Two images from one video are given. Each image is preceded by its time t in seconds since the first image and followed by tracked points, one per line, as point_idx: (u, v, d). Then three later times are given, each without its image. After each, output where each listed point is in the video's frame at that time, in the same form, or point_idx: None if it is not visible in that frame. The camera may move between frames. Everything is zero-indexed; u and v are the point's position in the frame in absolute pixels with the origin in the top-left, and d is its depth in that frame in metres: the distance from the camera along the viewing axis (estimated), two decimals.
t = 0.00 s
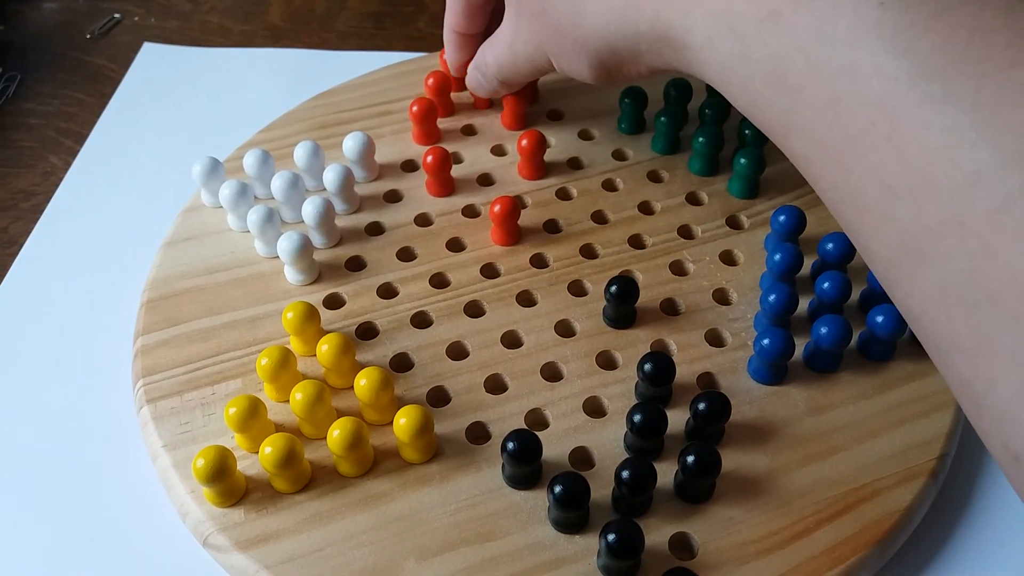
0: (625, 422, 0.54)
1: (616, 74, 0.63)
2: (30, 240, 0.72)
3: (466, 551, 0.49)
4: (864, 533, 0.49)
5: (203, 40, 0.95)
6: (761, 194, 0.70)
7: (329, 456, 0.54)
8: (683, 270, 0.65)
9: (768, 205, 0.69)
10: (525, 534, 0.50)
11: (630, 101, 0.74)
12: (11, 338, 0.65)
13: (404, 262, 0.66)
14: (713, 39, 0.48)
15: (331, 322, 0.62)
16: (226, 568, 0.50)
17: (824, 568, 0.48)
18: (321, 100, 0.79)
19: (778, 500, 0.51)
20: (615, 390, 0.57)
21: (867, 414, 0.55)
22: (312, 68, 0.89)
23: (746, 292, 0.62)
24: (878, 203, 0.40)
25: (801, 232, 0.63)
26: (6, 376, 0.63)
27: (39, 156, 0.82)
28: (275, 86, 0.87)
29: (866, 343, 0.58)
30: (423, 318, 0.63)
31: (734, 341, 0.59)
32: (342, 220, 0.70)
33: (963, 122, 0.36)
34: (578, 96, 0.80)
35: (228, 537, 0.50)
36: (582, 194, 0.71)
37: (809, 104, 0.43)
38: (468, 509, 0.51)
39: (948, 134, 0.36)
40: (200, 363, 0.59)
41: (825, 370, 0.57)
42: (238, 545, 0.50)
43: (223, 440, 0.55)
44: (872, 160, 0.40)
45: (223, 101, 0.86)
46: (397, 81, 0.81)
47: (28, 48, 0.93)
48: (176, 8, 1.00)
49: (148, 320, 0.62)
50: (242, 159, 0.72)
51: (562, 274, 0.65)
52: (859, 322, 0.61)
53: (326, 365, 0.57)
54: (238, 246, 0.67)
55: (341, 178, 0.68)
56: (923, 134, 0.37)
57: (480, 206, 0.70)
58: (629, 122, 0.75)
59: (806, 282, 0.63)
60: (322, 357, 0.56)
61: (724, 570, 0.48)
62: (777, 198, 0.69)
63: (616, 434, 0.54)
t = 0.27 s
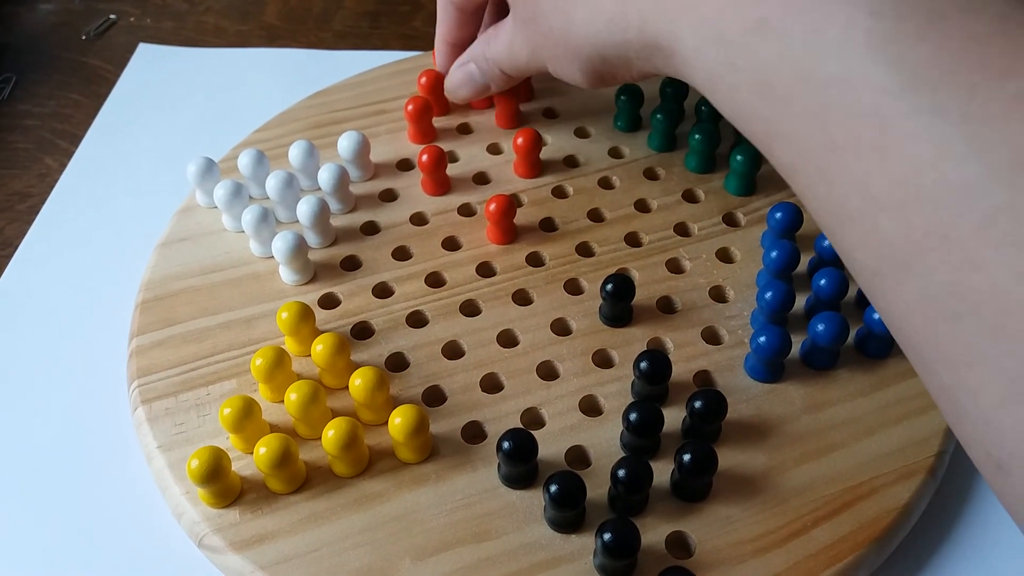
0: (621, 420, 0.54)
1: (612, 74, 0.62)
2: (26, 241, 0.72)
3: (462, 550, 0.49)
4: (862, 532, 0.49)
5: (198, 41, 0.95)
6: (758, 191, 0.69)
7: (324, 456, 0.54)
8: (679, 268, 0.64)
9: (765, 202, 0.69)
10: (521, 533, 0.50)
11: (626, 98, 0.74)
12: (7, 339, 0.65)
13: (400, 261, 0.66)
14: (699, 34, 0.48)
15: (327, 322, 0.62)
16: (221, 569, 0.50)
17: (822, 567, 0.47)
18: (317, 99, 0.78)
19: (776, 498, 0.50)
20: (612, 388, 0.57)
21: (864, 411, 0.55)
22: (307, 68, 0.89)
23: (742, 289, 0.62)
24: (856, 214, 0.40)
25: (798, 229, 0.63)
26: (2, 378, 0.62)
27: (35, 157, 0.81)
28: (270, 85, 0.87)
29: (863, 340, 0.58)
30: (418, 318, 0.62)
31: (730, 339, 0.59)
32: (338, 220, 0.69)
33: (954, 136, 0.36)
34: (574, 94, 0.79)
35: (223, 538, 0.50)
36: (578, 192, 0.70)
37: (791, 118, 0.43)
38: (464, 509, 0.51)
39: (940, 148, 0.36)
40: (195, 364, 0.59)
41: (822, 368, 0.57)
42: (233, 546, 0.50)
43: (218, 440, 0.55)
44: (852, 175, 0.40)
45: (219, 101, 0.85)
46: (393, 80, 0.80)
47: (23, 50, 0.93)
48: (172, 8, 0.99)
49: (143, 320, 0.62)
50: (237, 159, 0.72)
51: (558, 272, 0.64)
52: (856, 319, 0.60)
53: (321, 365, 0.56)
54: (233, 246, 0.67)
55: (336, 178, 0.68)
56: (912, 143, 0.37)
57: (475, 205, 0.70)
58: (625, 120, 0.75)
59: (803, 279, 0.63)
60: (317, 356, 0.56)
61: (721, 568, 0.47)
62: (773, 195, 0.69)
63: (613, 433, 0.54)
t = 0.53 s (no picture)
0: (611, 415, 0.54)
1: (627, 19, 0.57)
2: (19, 244, 0.73)
3: (455, 545, 0.49)
4: (850, 522, 0.49)
5: (190, 45, 0.95)
6: (745, 190, 0.70)
7: (317, 453, 0.55)
8: (668, 266, 0.65)
9: (752, 200, 0.70)
10: (513, 528, 0.50)
11: (615, 98, 0.74)
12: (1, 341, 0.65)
13: (391, 261, 0.67)
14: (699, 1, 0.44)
15: (319, 321, 0.62)
16: (217, 566, 0.50)
17: (811, 558, 0.48)
18: (308, 102, 0.79)
19: (765, 491, 0.51)
20: (602, 384, 0.57)
21: (851, 405, 0.55)
22: (299, 71, 0.90)
23: (730, 286, 0.63)
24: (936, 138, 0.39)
25: (784, 226, 0.64)
26: None
27: (27, 161, 0.82)
28: (262, 88, 0.87)
29: (849, 335, 0.59)
30: (410, 316, 0.63)
31: (718, 335, 0.60)
32: (329, 221, 0.70)
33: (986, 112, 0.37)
34: (564, 96, 0.80)
35: (218, 535, 0.51)
36: (568, 191, 0.71)
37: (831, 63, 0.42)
38: (457, 504, 0.51)
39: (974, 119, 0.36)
40: (189, 363, 0.59)
41: (808, 362, 0.58)
42: (228, 543, 0.50)
43: (212, 439, 0.55)
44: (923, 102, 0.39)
45: (211, 104, 0.86)
46: (384, 82, 0.81)
47: (15, 55, 0.93)
48: (163, 13, 1.00)
49: (137, 321, 0.62)
50: (229, 161, 0.73)
51: (548, 270, 0.65)
52: (842, 314, 0.61)
53: (314, 363, 0.57)
54: (226, 247, 0.68)
55: (327, 179, 0.68)
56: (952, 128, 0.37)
57: (466, 205, 0.71)
58: (613, 121, 0.76)
59: (789, 276, 0.64)
60: (310, 355, 0.56)
61: (711, 560, 0.48)
62: (760, 193, 0.70)
63: (603, 428, 0.55)
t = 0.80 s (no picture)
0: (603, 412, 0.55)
1: None
2: (21, 245, 0.74)
3: (449, 538, 0.50)
4: (837, 516, 0.50)
5: (191, 50, 0.96)
6: (738, 190, 0.71)
7: (314, 449, 0.55)
8: (661, 265, 0.66)
9: (745, 200, 0.70)
10: (506, 521, 0.51)
11: (609, 100, 0.75)
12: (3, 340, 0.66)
13: (388, 261, 0.67)
14: None
15: (317, 320, 0.63)
16: (214, 559, 0.51)
17: (799, 550, 0.49)
18: (307, 105, 0.80)
19: (754, 485, 0.52)
20: (595, 381, 0.58)
21: (840, 401, 0.56)
22: (298, 74, 0.91)
23: (722, 285, 0.64)
24: None
25: (776, 226, 0.65)
26: None
27: (30, 164, 0.83)
28: (263, 92, 0.88)
29: (839, 333, 0.60)
30: (407, 315, 0.64)
31: (710, 333, 0.61)
32: (328, 221, 0.71)
33: None
34: (560, 98, 0.81)
35: (216, 529, 0.51)
36: (563, 192, 0.72)
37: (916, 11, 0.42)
38: (451, 498, 0.52)
39: None
40: (188, 361, 0.60)
41: (798, 359, 0.59)
42: (225, 536, 0.51)
43: (211, 435, 0.56)
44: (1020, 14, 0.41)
45: (212, 107, 0.87)
46: (382, 85, 0.82)
47: (18, 59, 0.95)
48: (165, 18, 1.01)
49: (137, 320, 0.63)
50: (228, 163, 0.74)
51: (543, 270, 0.66)
52: (832, 313, 0.62)
53: (311, 360, 0.58)
54: (225, 247, 0.69)
55: (325, 180, 0.69)
56: None
57: (463, 206, 0.72)
58: (608, 123, 0.77)
59: (781, 275, 0.65)
60: (307, 352, 0.57)
61: (700, 552, 0.49)
62: (753, 194, 0.71)
63: (596, 424, 0.56)
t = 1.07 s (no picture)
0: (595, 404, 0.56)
1: None
2: (18, 245, 0.74)
3: (443, 529, 0.51)
4: (827, 505, 0.51)
5: (185, 52, 0.97)
6: (728, 186, 0.72)
7: (309, 443, 0.56)
8: (652, 260, 0.67)
9: (735, 196, 0.71)
10: (500, 512, 0.52)
11: (600, 98, 0.76)
12: None
13: (382, 258, 0.68)
14: None
15: (312, 316, 0.64)
16: (211, 553, 0.52)
17: (789, 538, 0.49)
18: (301, 106, 0.81)
19: (744, 475, 0.52)
20: (587, 374, 0.59)
21: (830, 391, 0.57)
22: (292, 76, 0.91)
23: (712, 279, 0.65)
24: None
25: (765, 220, 0.66)
26: None
27: (25, 166, 0.83)
28: (257, 93, 0.89)
29: (828, 324, 0.60)
30: (400, 311, 0.64)
31: (701, 326, 0.61)
32: (321, 220, 0.72)
33: None
34: (551, 97, 0.82)
35: (212, 523, 0.52)
36: (554, 189, 0.73)
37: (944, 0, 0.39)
38: (445, 490, 0.53)
39: None
40: (184, 358, 0.61)
41: (788, 351, 0.59)
42: (221, 530, 0.51)
43: (207, 430, 0.57)
44: None
45: (206, 109, 0.87)
46: (375, 86, 0.83)
47: (13, 63, 0.95)
48: (159, 21, 1.02)
49: (134, 318, 0.63)
50: (223, 163, 0.74)
51: (535, 266, 0.66)
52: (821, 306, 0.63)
53: (306, 356, 0.58)
54: (220, 246, 0.69)
55: (319, 178, 0.70)
56: None
57: (455, 204, 0.72)
58: (599, 121, 0.78)
59: (770, 269, 0.65)
60: (301, 348, 0.58)
61: (692, 542, 0.49)
62: (742, 189, 0.72)
63: (588, 416, 0.56)
